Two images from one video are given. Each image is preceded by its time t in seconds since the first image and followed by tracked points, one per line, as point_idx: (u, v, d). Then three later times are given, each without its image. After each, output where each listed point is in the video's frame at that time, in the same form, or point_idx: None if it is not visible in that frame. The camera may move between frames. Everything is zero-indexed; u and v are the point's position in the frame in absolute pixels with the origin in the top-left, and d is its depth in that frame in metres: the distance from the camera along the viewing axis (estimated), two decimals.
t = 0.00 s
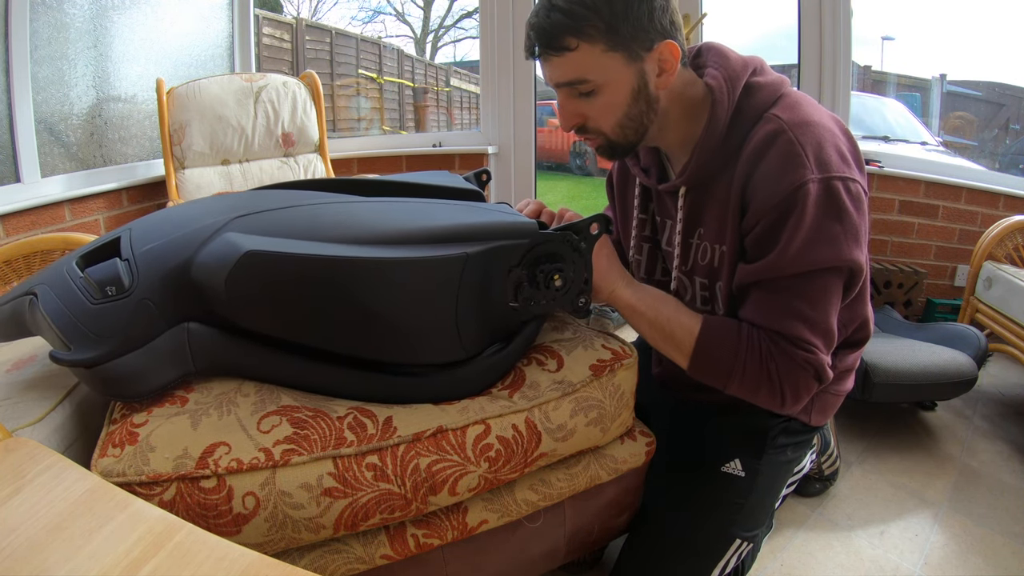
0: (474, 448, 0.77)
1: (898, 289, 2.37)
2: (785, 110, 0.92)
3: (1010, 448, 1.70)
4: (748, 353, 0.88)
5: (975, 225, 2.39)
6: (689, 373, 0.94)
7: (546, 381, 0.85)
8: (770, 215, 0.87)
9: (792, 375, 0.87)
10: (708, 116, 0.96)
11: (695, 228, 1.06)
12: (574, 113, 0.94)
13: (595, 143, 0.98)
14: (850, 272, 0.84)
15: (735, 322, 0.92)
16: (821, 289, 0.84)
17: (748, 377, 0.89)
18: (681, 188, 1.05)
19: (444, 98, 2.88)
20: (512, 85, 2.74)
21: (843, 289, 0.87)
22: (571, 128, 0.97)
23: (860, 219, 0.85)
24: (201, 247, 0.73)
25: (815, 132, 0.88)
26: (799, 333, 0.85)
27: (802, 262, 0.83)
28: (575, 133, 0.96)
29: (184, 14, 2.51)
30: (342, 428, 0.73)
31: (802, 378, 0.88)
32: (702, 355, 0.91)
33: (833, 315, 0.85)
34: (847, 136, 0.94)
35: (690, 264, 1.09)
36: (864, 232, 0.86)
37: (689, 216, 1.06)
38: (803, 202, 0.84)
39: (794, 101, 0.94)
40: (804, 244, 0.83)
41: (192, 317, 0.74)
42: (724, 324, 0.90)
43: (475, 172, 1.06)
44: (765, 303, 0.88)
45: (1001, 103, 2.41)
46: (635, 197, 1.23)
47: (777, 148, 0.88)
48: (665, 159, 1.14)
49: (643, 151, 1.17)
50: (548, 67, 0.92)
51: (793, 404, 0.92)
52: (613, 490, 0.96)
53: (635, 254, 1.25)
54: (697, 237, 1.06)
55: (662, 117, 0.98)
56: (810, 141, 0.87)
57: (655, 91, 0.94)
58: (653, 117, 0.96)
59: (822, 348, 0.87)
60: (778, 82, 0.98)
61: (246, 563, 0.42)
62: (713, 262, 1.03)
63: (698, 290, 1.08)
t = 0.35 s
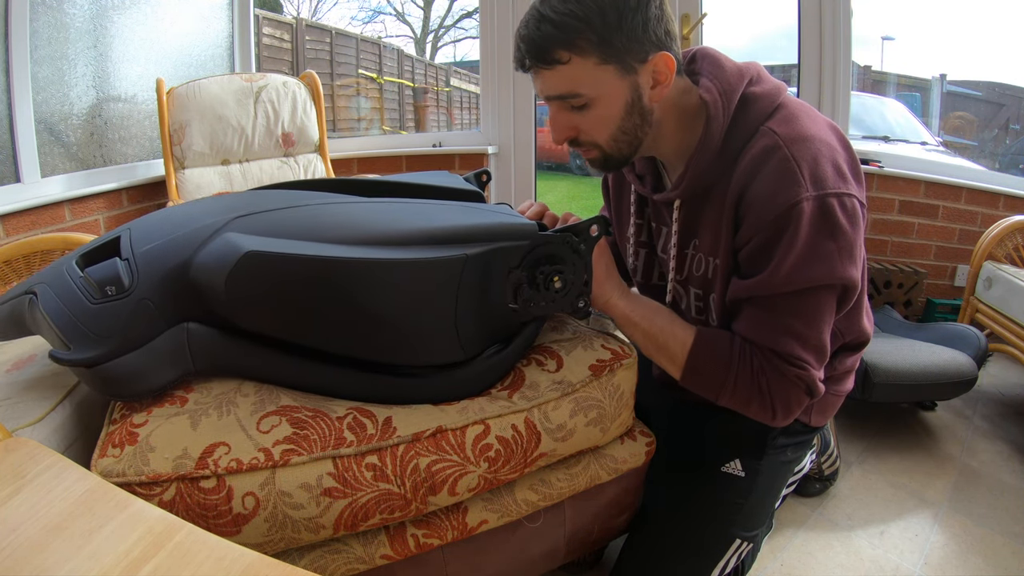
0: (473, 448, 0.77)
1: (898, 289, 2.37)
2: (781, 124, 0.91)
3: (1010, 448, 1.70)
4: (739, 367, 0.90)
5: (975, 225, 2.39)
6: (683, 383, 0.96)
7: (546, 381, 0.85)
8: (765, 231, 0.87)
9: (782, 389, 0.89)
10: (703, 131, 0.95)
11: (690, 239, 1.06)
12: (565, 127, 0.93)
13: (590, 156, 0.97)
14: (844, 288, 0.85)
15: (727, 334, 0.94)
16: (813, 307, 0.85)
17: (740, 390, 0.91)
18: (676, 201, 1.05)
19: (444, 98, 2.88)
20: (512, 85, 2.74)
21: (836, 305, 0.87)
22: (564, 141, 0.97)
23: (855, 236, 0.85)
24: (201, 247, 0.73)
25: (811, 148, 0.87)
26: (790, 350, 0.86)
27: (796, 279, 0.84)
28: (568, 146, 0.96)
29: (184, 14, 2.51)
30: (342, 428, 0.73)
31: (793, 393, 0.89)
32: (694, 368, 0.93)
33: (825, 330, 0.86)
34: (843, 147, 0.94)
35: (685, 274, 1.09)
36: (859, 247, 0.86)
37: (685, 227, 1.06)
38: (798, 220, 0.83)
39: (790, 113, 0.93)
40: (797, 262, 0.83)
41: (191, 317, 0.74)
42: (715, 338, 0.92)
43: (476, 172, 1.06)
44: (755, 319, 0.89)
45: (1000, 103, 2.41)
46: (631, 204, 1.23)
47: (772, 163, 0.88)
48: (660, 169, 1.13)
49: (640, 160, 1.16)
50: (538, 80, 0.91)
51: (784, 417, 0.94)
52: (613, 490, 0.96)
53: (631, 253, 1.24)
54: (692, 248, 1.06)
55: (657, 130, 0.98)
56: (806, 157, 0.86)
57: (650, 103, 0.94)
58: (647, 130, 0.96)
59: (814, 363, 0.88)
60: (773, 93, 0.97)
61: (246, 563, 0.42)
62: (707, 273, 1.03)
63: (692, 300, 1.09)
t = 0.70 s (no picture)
0: (473, 448, 0.77)
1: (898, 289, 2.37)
2: (778, 138, 0.90)
3: (1010, 448, 1.70)
4: (734, 381, 0.92)
5: (975, 225, 2.39)
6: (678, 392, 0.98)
7: (545, 382, 0.85)
8: (762, 248, 0.87)
9: (778, 404, 0.90)
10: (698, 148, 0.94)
11: (686, 251, 1.07)
12: (560, 140, 0.94)
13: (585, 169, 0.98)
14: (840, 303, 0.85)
15: (723, 345, 0.95)
16: (809, 323, 0.86)
17: (735, 402, 0.92)
18: (671, 213, 1.05)
19: (444, 98, 2.88)
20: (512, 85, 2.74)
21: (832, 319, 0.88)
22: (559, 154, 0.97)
23: (852, 252, 0.85)
24: (205, 240, 0.72)
25: (809, 164, 0.86)
26: (786, 365, 0.87)
27: (792, 297, 0.85)
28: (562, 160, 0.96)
29: (184, 14, 2.51)
30: (341, 428, 0.73)
31: (788, 406, 0.91)
32: (690, 380, 0.94)
33: (820, 346, 0.87)
34: (840, 158, 0.93)
35: (680, 284, 1.10)
36: (856, 261, 0.86)
37: (682, 237, 1.07)
38: (795, 240, 0.83)
39: (787, 126, 0.92)
40: (793, 280, 0.84)
41: (194, 309, 0.73)
42: (710, 350, 0.94)
43: (480, 177, 1.06)
44: (751, 334, 0.91)
45: (1001, 103, 2.41)
46: (626, 210, 1.24)
47: (769, 182, 0.87)
48: (656, 177, 1.14)
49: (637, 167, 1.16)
50: (530, 95, 0.91)
51: (779, 428, 0.95)
52: (613, 490, 0.96)
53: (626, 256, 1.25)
54: (688, 259, 1.07)
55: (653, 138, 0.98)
56: (804, 174, 0.86)
57: (644, 116, 0.95)
58: (641, 144, 0.96)
59: (810, 377, 0.89)
60: (769, 105, 0.95)
61: (246, 563, 0.42)
62: (702, 286, 1.04)
63: (688, 309, 1.10)
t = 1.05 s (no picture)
0: (472, 447, 0.77)
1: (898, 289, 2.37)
2: (785, 132, 0.90)
3: (1010, 448, 1.70)
4: (730, 371, 0.92)
5: (975, 225, 2.39)
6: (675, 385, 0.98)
7: (545, 381, 0.85)
8: (765, 239, 0.88)
9: (773, 395, 0.90)
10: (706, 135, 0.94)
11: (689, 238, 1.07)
12: (575, 119, 0.93)
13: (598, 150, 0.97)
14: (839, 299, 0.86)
15: (721, 336, 0.95)
16: (807, 317, 0.86)
17: (730, 393, 0.92)
18: (676, 201, 1.04)
19: (444, 98, 2.87)
20: (512, 85, 2.74)
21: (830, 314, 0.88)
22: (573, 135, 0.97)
23: (853, 248, 0.85)
24: (196, 252, 0.72)
25: (815, 158, 0.87)
26: (782, 357, 0.88)
27: (792, 290, 0.85)
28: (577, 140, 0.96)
29: (184, 13, 2.51)
30: (340, 429, 0.73)
31: (783, 399, 0.91)
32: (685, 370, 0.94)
33: (817, 340, 0.87)
34: (847, 155, 0.93)
35: (683, 272, 1.11)
36: (857, 257, 0.86)
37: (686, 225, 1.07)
38: (797, 232, 0.84)
39: (796, 121, 0.92)
40: (793, 273, 0.84)
41: (189, 322, 0.73)
42: (707, 341, 0.94)
43: (474, 171, 1.06)
44: (749, 324, 0.90)
45: (1000, 103, 2.42)
46: (632, 200, 1.23)
47: (774, 172, 0.87)
48: (664, 162, 1.14)
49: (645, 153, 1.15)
50: (548, 71, 0.91)
51: (774, 418, 0.95)
52: (613, 490, 0.96)
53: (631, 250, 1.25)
54: (692, 248, 1.07)
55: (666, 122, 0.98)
56: (810, 167, 0.86)
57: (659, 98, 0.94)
58: (654, 127, 0.96)
59: (805, 371, 0.89)
60: (779, 98, 0.95)
61: (246, 562, 0.42)
62: (705, 275, 1.04)
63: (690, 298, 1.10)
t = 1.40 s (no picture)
0: (471, 447, 0.77)
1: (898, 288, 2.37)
2: (795, 125, 0.91)
3: (1010, 448, 1.70)
4: (730, 365, 0.91)
5: (975, 225, 2.40)
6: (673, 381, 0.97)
7: (543, 381, 0.85)
8: (771, 228, 0.89)
9: (772, 386, 0.90)
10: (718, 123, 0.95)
11: (696, 229, 1.06)
12: (597, 99, 0.93)
13: (617, 131, 0.97)
14: (841, 292, 0.86)
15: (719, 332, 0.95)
16: (808, 308, 0.86)
17: (729, 385, 0.92)
18: (687, 192, 1.05)
19: (444, 98, 2.87)
20: (512, 85, 2.74)
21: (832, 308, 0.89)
22: (593, 115, 0.96)
23: (857, 241, 0.86)
24: (193, 256, 0.72)
25: (825, 151, 0.87)
26: (782, 347, 0.88)
27: (795, 279, 0.85)
28: (597, 119, 0.95)
29: (184, 13, 2.51)
30: (339, 429, 0.73)
31: (781, 390, 0.91)
32: (684, 363, 0.93)
33: (818, 332, 0.88)
34: (856, 152, 0.93)
35: (693, 266, 1.09)
36: (861, 253, 0.87)
37: (692, 218, 1.06)
38: (804, 221, 0.84)
39: (807, 116, 0.93)
40: (797, 263, 0.85)
41: (187, 326, 0.74)
42: (707, 335, 0.94)
43: (472, 170, 1.05)
44: (751, 313, 0.91)
45: (1001, 103, 2.42)
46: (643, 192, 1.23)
47: (784, 163, 0.88)
48: (676, 155, 1.14)
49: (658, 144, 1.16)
50: (572, 51, 0.91)
51: (771, 410, 0.94)
52: (613, 490, 0.96)
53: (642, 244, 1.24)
54: (699, 240, 1.06)
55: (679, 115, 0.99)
56: (819, 160, 0.87)
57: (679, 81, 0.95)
58: (673, 110, 0.96)
59: (803, 363, 0.89)
60: (793, 94, 0.96)
61: (246, 563, 0.42)
62: (713, 265, 1.03)
63: (696, 291, 1.09)
